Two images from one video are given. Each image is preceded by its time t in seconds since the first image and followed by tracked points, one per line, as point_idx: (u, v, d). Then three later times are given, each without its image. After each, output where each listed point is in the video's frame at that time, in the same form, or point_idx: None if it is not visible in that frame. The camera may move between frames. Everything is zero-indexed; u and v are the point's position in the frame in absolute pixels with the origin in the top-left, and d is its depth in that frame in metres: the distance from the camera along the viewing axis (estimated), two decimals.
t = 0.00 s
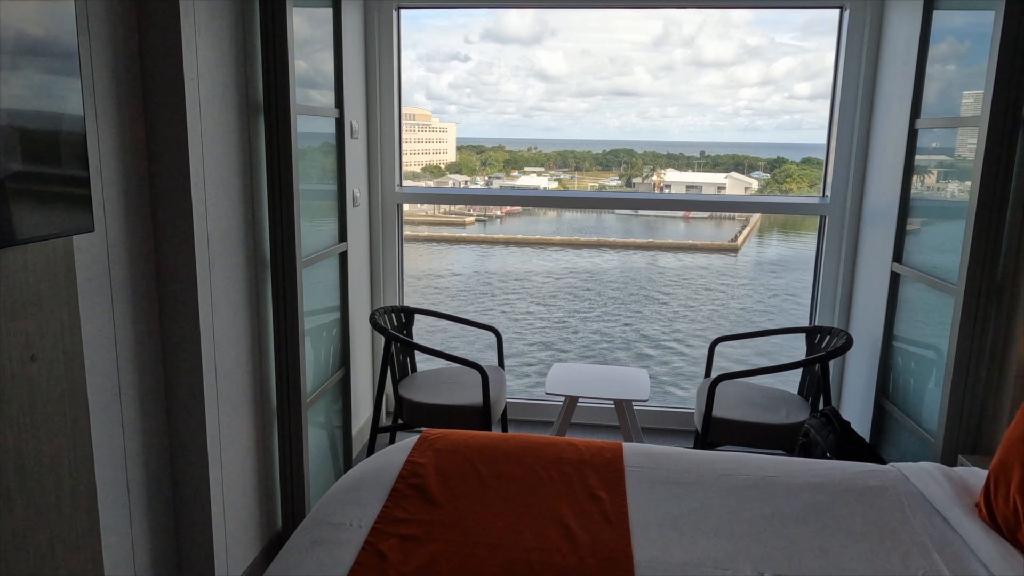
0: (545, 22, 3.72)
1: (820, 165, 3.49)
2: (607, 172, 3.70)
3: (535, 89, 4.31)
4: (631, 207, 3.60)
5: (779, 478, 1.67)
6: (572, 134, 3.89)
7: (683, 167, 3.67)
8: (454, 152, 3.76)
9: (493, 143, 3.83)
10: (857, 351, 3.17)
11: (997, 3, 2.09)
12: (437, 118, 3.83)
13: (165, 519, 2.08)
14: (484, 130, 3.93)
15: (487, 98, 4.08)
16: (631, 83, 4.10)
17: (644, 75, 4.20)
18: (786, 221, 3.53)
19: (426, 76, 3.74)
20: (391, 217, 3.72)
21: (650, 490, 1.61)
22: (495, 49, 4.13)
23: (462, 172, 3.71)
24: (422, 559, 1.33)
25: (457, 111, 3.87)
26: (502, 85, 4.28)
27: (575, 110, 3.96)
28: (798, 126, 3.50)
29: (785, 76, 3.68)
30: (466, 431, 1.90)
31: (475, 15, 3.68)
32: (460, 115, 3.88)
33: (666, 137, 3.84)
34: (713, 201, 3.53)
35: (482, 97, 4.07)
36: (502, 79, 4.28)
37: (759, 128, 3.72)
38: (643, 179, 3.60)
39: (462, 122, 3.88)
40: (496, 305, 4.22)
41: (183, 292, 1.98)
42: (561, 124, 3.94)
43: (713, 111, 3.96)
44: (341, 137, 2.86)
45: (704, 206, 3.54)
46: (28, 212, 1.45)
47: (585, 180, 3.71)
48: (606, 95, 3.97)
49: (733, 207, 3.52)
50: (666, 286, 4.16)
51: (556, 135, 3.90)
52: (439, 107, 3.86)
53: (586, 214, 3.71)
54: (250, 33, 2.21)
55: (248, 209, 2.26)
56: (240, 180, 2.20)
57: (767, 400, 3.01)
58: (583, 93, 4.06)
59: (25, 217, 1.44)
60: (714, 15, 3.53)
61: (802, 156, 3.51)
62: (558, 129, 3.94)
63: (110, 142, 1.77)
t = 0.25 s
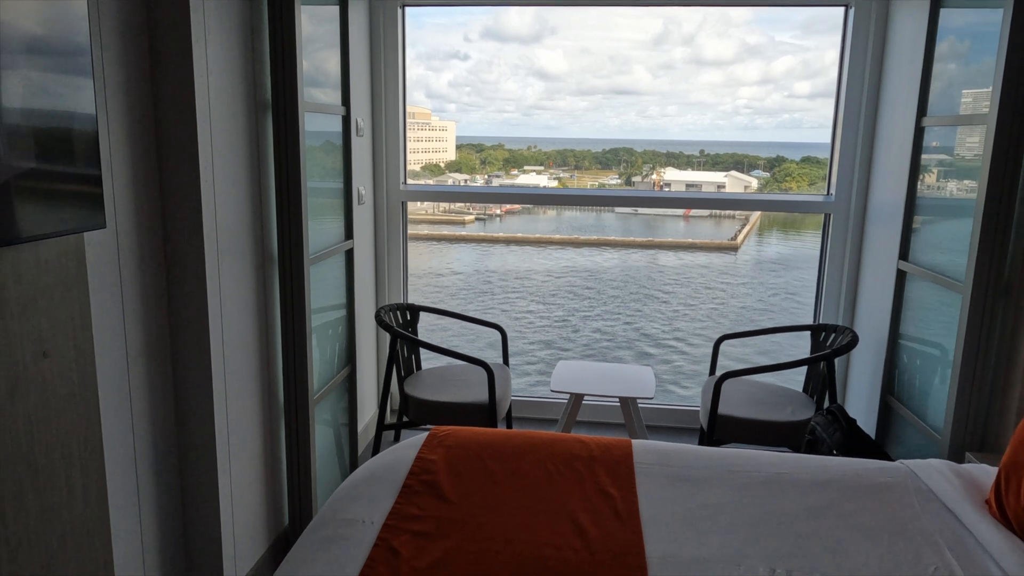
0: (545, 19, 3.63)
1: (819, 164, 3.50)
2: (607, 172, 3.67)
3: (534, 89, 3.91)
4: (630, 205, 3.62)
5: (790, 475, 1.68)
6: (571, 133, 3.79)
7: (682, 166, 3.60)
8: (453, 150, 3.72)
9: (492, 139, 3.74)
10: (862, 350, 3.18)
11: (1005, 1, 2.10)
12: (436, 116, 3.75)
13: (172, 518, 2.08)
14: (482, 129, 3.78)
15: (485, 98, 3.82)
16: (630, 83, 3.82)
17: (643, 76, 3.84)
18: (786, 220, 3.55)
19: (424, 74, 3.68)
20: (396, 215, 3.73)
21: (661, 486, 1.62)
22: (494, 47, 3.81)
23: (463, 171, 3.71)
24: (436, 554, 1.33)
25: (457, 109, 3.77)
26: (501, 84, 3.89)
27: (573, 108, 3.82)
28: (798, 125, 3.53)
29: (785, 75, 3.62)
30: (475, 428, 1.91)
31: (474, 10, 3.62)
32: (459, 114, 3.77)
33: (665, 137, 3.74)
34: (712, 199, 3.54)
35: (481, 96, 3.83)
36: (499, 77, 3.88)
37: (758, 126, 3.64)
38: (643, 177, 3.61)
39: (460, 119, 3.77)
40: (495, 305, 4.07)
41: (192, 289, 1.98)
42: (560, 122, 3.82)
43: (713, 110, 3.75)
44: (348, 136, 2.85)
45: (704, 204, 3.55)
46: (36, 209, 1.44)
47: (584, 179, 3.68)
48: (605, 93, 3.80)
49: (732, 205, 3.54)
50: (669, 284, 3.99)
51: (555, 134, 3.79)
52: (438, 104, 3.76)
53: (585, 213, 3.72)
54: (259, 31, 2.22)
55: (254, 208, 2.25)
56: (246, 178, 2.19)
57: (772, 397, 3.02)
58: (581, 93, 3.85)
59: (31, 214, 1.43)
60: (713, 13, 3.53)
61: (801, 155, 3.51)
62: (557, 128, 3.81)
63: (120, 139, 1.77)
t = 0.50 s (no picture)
0: (544, 18, 3.63)
1: (818, 163, 3.50)
2: (606, 171, 3.68)
3: (535, 87, 3.93)
4: (630, 204, 3.61)
5: (794, 474, 1.68)
6: (571, 132, 3.83)
7: (682, 165, 3.64)
8: (453, 149, 3.73)
9: (492, 138, 3.76)
10: (863, 348, 3.18)
11: None
12: (436, 115, 3.75)
13: (176, 516, 2.08)
14: (482, 128, 3.79)
15: (485, 97, 3.82)
16: (629, 82, 3.86)
17: (643, 75, 3.88)
18: (785, 219, 3.56)
19: (423, 74, 3.68)
20: (398, 214, 3.73)
21: (664, 485, 1.62)
22: (493, 46, 3.81)
23: (462, 170, 3.73)
24: (440, 553, 1.33)
25: (456, 108, 3.78)
26: (501, 83, 3.89)
27: (574, 107, 3.86)
28: (797, 124, 3.53)
29: (784, 74, 3.67)
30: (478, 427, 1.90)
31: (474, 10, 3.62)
32: (458, 113, 3.78)
33: (665, 136, 3.79)
34: (711, 198, 3.55)
35: (481, 95, 3.82)
36: (500, 76, 3.89)
37: (757, 126, 3.64)
38: (643, 176, 3.62)
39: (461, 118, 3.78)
40: (495, 305, 4.04)
41: (195, 287, 1.98)
42: (560, 122, 3.85)
43: (713, 109, 3.80)
44: (350, 134, 2.86)
45: (703, 202, 3.56)
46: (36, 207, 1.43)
47: (583, 178, 3.68)
48: (604, 92, 3.82)
49: (733, 203, 3.54)
50: (669, 284, 3.96)
51: (554, 133, 3.82)
52: (438, 104, 3.76)
53: (585, 212, 3.70)
54: (262, 30, 2.22)
55: (258, 207, 2.25)
56: (249, 176, 2.19)
57: (775, 396, 3.02)
58: (580, 92, 3.88)
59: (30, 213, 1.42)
60: (713, 13, 3.52)
61: (800, 155, 3.51)
62: (557, 127, 3.84)
63: (123, 138, 1.77)
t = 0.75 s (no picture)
0: (543, 17, 3.67)
1: (818, 161, 3.49)
2: (605, 169, 3.66)
3: (533, 86, 3.87)
4: (629, 202, 3.60)
5: (804, 472, 1.68)
6: (569, 131, 3.79)
7: (681, 164, 3.61)
8: (452, 148, 3.72)
9: (491, 137, 3.72)
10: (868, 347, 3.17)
11: None
12: (435, 114, 3.73)
13: (181, 515, 2.07)
14: (480, 126, 3.75)
15: (485, 96, 3.79)
16: (628, 81, 3.81)
17: (642, 73, 3.81)
18: (785, 217, 3.56)
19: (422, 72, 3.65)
20: (401, 212, 3.73)
21: (675, 483, 1.62)
22: (492, 44, 3.79)
23: (461, 169, 3.73)
24: (452, 552, 1.33)
25: (455, 107, 3.75)
26: (499, 82, 3.85)
27: (572, 106, 3.82)
28: (796, 123, 3.55)
29: (783, 72, 3.63)
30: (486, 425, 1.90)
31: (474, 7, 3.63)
32: (457, 112, 3.76)
33: (662, 135, 3.72)
34: (712, 196, 3.54)
35: (479, 94, 3.80)
36: (498, 75, 3.84)
37: (756, 124, 3.63)
38: (642, 175, 3.62)
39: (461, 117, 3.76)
40: (492, 305, 4.00)
41: (201, 286, 1.97)
42: (559, 120, 3.81)
43: (711, 108, 3.73)
44: (355, 132, 2.84)
45: (704, 200, 3.55)
46: (40, 207, 1.41)
47: (583, 177, 3.66)
48: (603, 91, 3.80)
49: (734, 201, 3.54)
50: (668, 284, 3.95)
51: (553, 131, 3.77)
52: (437, 103, 3.74)
53: (584, 211, 3.69)
54: (266, 26, 2.21)
55: (263, 205, 2.25)
56: (254, 173, 2.18)
57: (780, 394, 3.01)
58: (579, 91, 3.83)
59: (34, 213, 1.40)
60: (712, 11, 3.52)
61: (799, 153, 3.51)
62: (556, 126, 3.80)
63: (130, 135, 1.76)
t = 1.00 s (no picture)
0: (542, 15, 3.74)
1: (816, 160, 3.48)
2: (604, 168, 3.63)
3: (532, 84, 3.78)
4: (626, 201, 3.60)
5: (817, 471, 1.67)
6: (570, 129, 3.72)
7: (678, 163, 3.57)
8: (450, 146, 3.68)
9: (489, 135, 3.67)
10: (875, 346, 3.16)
11: None
12: (432, 112, 3.69)
13: (188, 515, 2.06)
14: (479, 125, 3.68)
15: (484, 94, 3.73)
16: (626, 79, 3.79)
17: (640, 72, 3.81)
18: (783, 216, 3.55)
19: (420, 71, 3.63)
20: (406, 211, 3.72)
21: (688, 483, 1.61)
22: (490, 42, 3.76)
23: (460, 167, 3.69)
24: (465, 554, 1.32)
25: (453, 106, 3.68)
26: (498, 79, 3.77)
27: (571, 104, 3.75)
28: (794, 122, 3.54)
29: (782, 71, 3.72)
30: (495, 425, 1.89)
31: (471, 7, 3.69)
32: (455, 111, 3.69)
33: (660, 133, 3.68)
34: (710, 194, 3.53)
35: (478, 92, 3.73)
36: (497, 73, 3.77)
37: (755, 123, 3.61)
38: (640, 174, 3.61)
39: (457, 116, 3.69)
40: (489, 304, 3.93)
41: (208, 285, 1.96)
42: (557, 119, 3.75)
43: (710, 107, 3.70)
44: (360, 131, 2.84)
45: (703, 198, 3.54)
46: (47, 207, 1.40)
47: (581, 176, 3.64)
48: (601, 89, 3.75)
49: (730, 199, 3.53)
50: (668, 283, 3.88)
51: (551, 130, 3.70)
52: (435, 101, 3.69)
53: (581, 209, 3.67)
54: (273, 25, 2.20)
55: (269, 204, 2.23)
56: (261, 172, 2.17)
57: (787, 394, 3.01)
58: (578, 90, 3.78)
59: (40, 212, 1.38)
60: (711, 9, 3.70)
61: (798, 152, 3.49)
62: (554, 124, 3.73)
63: (137, 133, 1.74)
